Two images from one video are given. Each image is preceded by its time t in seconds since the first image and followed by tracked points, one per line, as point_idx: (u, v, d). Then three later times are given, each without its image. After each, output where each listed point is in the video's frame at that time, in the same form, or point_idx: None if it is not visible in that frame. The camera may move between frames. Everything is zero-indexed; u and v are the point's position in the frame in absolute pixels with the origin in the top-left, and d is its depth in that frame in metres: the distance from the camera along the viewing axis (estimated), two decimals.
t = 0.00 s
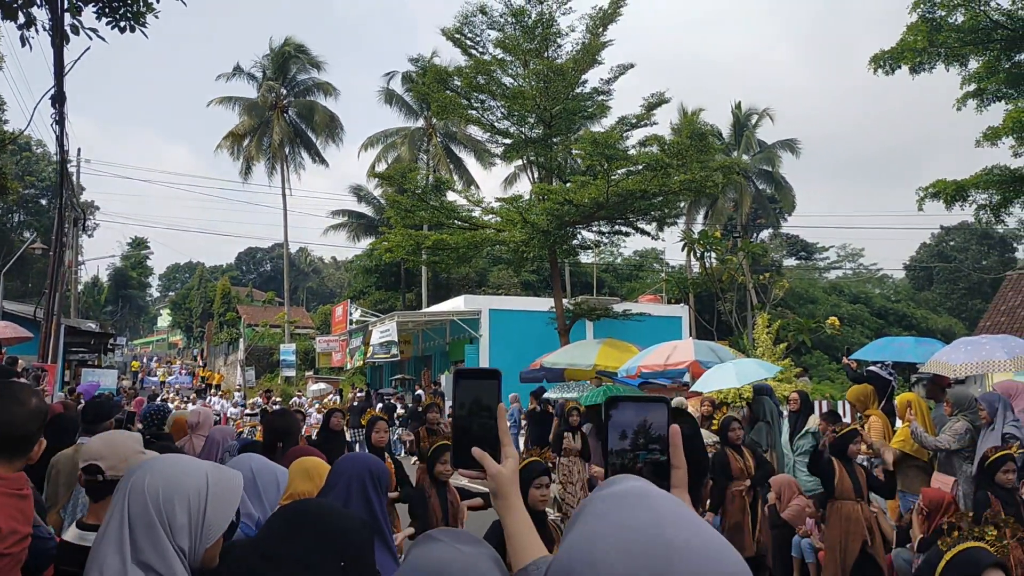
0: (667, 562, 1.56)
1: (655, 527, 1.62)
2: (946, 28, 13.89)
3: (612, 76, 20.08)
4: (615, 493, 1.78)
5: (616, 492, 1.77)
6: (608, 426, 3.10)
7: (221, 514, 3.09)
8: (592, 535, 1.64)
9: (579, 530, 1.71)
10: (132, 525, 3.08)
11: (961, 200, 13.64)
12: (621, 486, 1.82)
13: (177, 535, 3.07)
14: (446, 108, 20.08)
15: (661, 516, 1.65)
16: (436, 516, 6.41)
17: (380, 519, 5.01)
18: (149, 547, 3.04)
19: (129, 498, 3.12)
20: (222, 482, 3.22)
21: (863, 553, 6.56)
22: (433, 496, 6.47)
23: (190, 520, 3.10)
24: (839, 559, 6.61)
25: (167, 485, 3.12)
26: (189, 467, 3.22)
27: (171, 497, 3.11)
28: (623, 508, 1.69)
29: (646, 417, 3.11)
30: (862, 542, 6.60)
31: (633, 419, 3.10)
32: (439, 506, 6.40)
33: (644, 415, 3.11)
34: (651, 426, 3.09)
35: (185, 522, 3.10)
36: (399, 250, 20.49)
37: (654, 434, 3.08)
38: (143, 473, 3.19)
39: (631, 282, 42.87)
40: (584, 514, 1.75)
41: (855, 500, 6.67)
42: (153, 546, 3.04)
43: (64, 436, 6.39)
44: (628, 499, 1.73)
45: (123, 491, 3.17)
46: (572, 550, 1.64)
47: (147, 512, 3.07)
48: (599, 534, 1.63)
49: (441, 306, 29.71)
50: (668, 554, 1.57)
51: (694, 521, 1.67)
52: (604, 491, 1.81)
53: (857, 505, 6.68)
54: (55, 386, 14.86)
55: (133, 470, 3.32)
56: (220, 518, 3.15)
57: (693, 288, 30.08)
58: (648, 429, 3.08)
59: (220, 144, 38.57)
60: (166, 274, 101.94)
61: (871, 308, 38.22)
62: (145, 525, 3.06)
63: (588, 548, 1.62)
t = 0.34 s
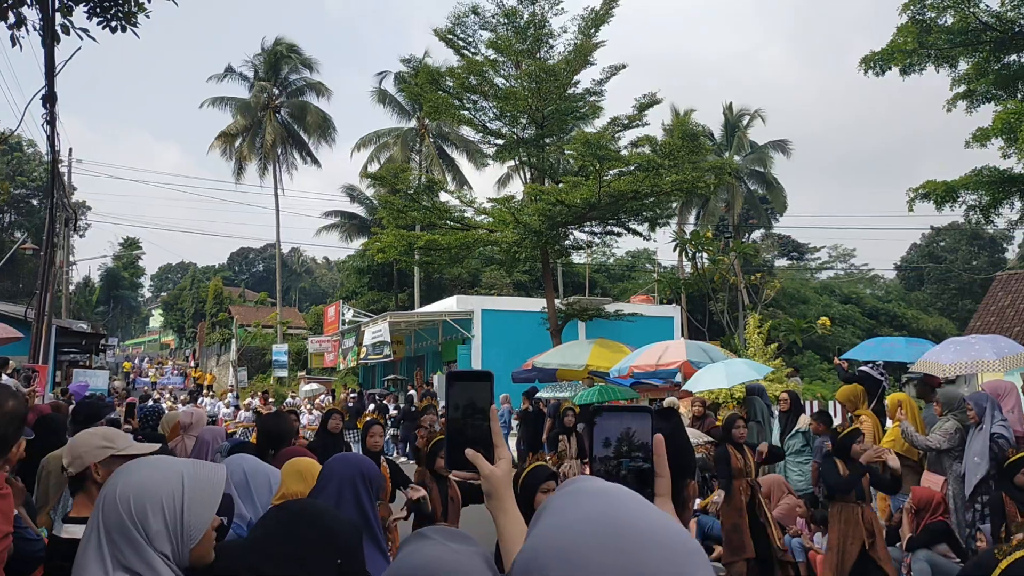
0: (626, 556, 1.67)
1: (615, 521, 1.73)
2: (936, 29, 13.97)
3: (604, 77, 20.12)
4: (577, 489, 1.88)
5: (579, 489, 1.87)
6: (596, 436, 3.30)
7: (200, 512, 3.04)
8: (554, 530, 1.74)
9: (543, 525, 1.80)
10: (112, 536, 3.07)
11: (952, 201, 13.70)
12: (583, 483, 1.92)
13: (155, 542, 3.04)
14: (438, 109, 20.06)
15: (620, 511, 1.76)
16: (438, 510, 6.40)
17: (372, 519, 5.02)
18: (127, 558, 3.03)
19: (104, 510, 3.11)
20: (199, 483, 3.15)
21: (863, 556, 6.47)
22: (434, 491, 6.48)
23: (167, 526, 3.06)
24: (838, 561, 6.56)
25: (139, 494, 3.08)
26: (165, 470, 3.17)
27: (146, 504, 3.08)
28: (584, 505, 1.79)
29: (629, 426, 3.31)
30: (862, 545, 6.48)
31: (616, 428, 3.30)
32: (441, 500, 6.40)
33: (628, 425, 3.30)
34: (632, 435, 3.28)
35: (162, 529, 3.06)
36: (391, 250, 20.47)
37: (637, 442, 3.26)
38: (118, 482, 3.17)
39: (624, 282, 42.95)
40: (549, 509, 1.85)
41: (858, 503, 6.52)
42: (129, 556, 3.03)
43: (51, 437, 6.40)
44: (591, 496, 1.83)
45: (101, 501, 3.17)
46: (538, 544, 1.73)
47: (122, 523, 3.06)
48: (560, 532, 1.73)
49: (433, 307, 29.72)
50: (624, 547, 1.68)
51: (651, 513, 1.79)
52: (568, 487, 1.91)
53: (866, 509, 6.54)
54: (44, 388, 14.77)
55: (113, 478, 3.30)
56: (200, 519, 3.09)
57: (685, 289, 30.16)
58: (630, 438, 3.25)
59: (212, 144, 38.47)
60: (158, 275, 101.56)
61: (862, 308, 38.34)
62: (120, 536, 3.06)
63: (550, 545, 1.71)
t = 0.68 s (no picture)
0: (601, 556, 1.68)
1: (593, 526, 1.73)
2: (926, 30, 14.02)
3: (596, 77, 20.15)
4: (562, 492, 1.87)
5: (563, 491, 1.86)
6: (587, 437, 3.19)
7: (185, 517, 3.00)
8: (535, 533, 1.74)
9: (526, 525, 1.81)
10: (97, 544, 3.07)
11: (941, 201, 13.76)
12: (566, 486, 1.92)
13: (140, 550, 3.01)
14: (430, 109, 20.04)
15: (596, 514, 1.76)
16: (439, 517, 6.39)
17: (364, 521, 5.04)
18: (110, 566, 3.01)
19: (89, 515, 3.11)
20: (185, 489, 3.12)
21: (889, 560, 6.20)
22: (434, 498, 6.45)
23: (151, 533, 3.03)
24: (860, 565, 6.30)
25: (123, 501, 3.07)
26: (153, 477, 3.14)
27: (133, 511, 3.06)
28: (568, 508, 1.78)
29: (621, 427, 3.19)
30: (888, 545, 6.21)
31: (609, 429, 3.19)
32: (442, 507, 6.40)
33: (620, 426, 3.19)
34: (626, 438, 3.16)
35: (146, 536, 3.03)
36: (383, 251, 20.43)
37: (629, 444, 3.15)
38: (105, 487, 3.16)
39: (616, 282, 43.01)
40: (531, 512, 1.85)
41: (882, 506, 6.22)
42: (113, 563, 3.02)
43: (40, 437, 6.37)
44: (571, 499, 1.82)
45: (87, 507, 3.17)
46: (517, 549, 1.73)
47: (106, 530, 3.05)
48: (540, 534, 1.73)
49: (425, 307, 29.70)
50: (600, 551, 1.69)
51: (628, 518, 1.78)
52: (552, 490, 1.90)
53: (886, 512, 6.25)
54: (34, 389, 14.69)
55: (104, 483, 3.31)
56: (186, 527, 3.06)
57: (676, 289, 30.21)
58: (623, 439, 3.16)
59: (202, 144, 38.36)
60: (149, 275, 101.20)
61: (853, 308, 38.46)
62: (103, 543, 3.05)
63: (530, 547, 1.71)
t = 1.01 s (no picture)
0: (598, 560, 1.67)
1: (595, 528, 1.71)
2: (915, 31, 14.07)
3: (587, 78, 20.17)
4: (565, 488, 1.83)
5: (567, 488, 1.82)
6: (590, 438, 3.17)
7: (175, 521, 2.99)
8: (535, 531, 1.72)
9: (527, 520, 1.78)
10: (86, 547, 3.05)
11: (931, 202, 13.82)
12: (570, 482, 1.89)
13: (129, 552, 3.00)
14: (421, 110, 20.02)
15: (595, 512, 1.74)
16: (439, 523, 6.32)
17: (355, 522, 5.03)
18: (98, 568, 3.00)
19: (78, 516, 3.10)
20: (175, 492, 3.11)
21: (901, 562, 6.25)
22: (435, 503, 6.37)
23: (139, 535, 3.03)
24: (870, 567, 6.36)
25: (111, 504, 3.06)
26: (144, 480, 3.14)
27: (122, 513, 3.05)
28: (568, 505, 1.76)
29: (626, 428, 3.15)
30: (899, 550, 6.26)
31: (612, 429, 3.16)
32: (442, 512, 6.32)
33: (624, 426, 3.14)
34: (631, 438, 3.13)
35: (133, 539, 3.02)
36: (374, 252, 20.40)
37: (632, 445, 3.12)
38: (95, 488, 3.15)
39: (608, 283, 43.06)
40: (532, 506, 1.82)
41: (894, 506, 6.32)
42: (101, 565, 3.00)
43: (29, 439, 6.37)
44: (573, 498, 1.78)
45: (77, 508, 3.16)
46: (517, 547, 1.72)
47: (95, 531, 3.04)
48: (539, 533, 1.71)
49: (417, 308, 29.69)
50: (598, 554, 1.68)
51: (627, 518, 1.77)
52: (555, 484, 1.87)
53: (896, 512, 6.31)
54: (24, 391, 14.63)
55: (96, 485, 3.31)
56: (176, 531, 3.05)
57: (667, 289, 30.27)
58: (628, 439, 3.13)
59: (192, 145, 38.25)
60: (139, 276, 100.83)
61: (844, 308, 38.59)
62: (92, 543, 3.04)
63: (531, 546, 1.69)
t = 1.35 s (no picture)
0: (601, 561, 1.67)
1: (599, 534, 1.71)
2: (903, 33, 14.15)
3: (577, 79, 20.20)
4: (575, 490, 1.83)
5: (575, 491, 1.82)
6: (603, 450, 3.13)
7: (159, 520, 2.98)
8: (538, 529, 1.71)
9: (536, 517, 1.78)
10: (70, 548, 3.04)
11: (919, 203, 13.90)
12: (576, 483, 1.89)
13: (112, 554, 2.99)
14: (411, 110, 20.00)
15: (599, 512, 1.75)
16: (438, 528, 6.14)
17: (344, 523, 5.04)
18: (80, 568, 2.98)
19: (61, 515, 3.09)
20: (159, 492, 3.10)
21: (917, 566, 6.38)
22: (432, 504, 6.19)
23: (123, 536, 3.01)
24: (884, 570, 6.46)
25: (95, 504, 3.05)
26: (126, 481, 3.12)
27: (106, 513, 3.04)
28: (570, 504, 1.76)
29: (643, 442, 3.09)
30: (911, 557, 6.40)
31: (628, 443, 3.10)
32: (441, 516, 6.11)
33: (641, 440, 3.09)
34: (646, 451, 3.08)
35: (118, 539, 3.01)
36: (363, 253, 20.35)
37: (649, 458, 3.07)
38: (78, 489, 3.13)
39: (598, 284, 43.13)
40: (537, 505, 1.82)
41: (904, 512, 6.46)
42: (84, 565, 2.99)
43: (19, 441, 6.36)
44: (579, 504, 1.78)
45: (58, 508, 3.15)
46: (521, 543, 1.71)
47: (79, 531, 3.03)
48: (543, 532, 1.71)
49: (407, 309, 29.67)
50: (601, 557, 1.67)
51: (631, 525, 1.76)
52: (564, 487, 1.86)
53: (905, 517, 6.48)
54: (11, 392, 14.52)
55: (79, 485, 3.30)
56: (160, 532, 3.04)
57: (658, 290, 30.35)
58: (644, 454, 3.08)
59: (181, 145, 38.11)
60: (128, 277, 100.40)
61: (833, 309, 38.76)
62: (75, 543, 3.02)
63: (533, 546, 1.69)
